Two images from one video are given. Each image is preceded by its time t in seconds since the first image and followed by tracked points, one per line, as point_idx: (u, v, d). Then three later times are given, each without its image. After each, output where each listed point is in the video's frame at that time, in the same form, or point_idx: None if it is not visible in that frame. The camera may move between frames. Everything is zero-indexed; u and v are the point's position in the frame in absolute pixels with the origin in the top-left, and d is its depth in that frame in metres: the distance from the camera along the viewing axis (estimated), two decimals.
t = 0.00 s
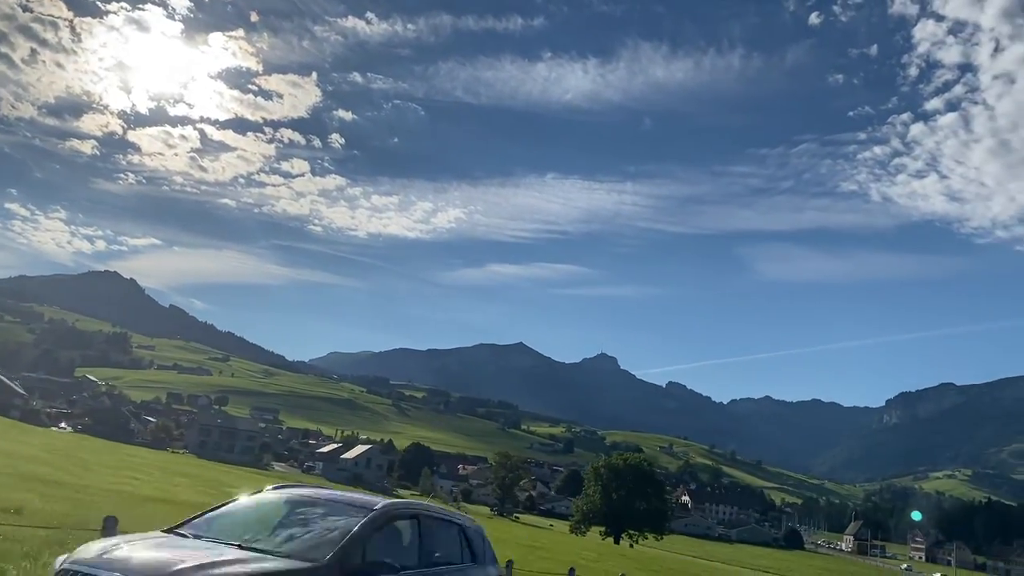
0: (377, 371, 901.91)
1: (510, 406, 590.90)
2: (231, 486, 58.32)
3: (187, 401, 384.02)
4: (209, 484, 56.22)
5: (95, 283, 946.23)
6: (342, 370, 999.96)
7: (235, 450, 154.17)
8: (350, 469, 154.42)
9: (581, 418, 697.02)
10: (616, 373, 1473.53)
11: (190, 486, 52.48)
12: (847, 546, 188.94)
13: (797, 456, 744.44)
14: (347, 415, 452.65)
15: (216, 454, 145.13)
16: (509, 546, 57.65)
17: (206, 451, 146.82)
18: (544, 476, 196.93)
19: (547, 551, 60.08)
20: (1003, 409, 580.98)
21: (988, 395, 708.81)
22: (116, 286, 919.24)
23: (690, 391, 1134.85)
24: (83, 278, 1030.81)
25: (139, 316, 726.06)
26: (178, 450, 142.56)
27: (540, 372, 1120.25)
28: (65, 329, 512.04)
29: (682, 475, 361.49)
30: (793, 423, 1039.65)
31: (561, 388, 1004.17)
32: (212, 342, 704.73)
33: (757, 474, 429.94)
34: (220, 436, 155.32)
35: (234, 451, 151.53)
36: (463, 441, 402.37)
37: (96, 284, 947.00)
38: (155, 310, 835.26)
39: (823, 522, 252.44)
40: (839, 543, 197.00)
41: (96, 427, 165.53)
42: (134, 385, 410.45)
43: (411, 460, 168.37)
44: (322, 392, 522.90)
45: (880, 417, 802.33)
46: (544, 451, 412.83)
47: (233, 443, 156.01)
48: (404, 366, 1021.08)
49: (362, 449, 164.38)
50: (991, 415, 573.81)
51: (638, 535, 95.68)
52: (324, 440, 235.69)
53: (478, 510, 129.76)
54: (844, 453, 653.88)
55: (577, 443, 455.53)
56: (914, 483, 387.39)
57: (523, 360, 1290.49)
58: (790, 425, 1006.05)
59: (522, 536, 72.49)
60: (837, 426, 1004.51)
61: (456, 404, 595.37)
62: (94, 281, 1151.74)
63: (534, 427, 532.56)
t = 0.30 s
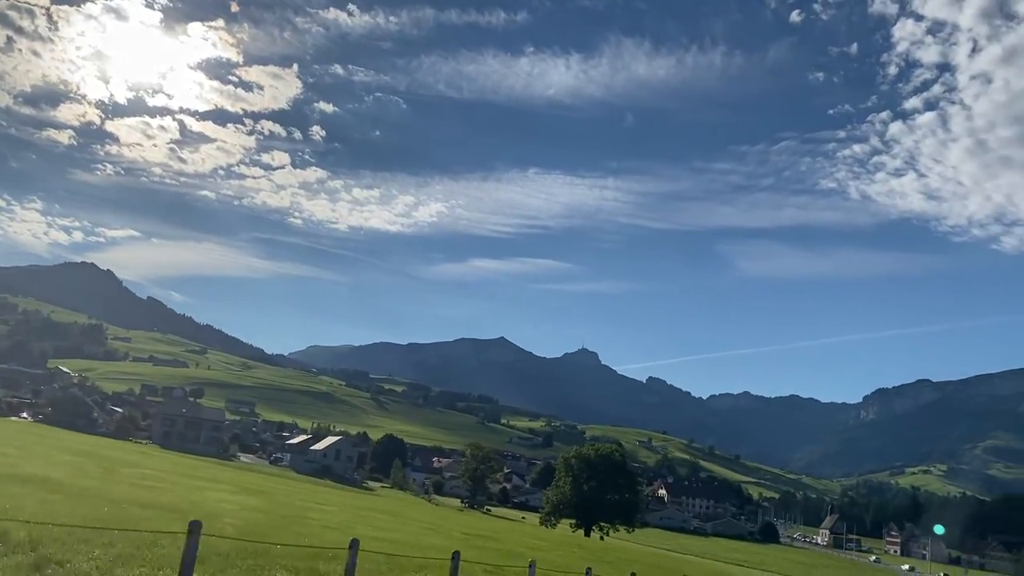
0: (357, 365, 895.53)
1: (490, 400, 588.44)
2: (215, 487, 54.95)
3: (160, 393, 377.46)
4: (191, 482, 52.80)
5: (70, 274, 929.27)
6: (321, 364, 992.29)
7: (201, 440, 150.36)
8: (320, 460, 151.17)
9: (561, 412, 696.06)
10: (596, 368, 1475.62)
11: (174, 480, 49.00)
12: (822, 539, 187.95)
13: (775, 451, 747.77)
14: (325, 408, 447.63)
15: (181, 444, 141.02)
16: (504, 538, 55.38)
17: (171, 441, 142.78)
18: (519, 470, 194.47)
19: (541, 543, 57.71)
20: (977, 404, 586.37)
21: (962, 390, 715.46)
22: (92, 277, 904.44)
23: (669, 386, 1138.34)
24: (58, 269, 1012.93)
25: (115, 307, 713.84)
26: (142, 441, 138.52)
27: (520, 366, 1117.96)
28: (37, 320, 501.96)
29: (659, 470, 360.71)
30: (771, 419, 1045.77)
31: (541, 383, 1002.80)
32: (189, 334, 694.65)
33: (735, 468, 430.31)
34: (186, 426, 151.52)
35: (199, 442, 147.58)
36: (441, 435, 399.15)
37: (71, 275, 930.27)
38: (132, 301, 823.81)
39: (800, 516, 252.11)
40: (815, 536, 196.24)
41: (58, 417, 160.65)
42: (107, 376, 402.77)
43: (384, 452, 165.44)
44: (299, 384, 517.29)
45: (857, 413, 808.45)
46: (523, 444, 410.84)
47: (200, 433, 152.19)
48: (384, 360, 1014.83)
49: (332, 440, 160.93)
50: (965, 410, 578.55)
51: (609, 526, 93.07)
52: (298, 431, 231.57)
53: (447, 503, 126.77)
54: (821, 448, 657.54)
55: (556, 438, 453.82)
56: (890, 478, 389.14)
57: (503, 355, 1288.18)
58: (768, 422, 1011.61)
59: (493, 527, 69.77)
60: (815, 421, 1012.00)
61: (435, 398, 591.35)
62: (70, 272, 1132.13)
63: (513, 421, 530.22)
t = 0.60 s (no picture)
0: (334, 358, 888.47)
1: (467, 393, 585.27)
2: (142, 466, 50.60)
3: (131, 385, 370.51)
4: (115, 461, 48.68)
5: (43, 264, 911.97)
6: (299, 356, 983.07)
7: (162, 430, 146.14)
8: (285, 452, 147.25)
9: (539, 406, 694.05)
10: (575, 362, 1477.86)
11: (92, 460, 44.88)
12: (796, 532, 186.96)
13: (751, 446, 751.16)
14: (299, 401, 442.42)
15: (139, 433, 136.79)
16: (448, 530, 52.37)
17: (129, 431, 138.46)
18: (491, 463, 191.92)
19: (489, 536, 54.90)
20: (950, 400, 591.40)
21: (936, 386, 721.62)
22: (65, 267, 888.37)
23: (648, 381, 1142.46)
24: (30, 260, 993.22)
25: (88, 299, 701.09)
26: (98, 430, 134.20)
27: (499, 361, 1115.00)
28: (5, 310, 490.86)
29: (635, 463, 359.81)
30: (748, 414, 1051.92)
31: (520, 377, 1000.76)
32: (163, 325, 684.07)
33: (710, 462, 430.75)
34: (146, 415, 147.41)
35: (159, 432, 143.30)
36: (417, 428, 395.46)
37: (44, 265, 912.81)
38: (106, 292, 809.31)
39: (773, 509, 251.75)
40: (789, 530, 195.10)
41: (14, 405, 155.50)
42: (76, 366, 394.79)
43: (354, 444, 161.84)
44: (274, 376, 511.18)
45: (831, 408, 814.84)
46: (499, 438, 408.53)
47: (161, 423, 147.95)
48: (362, 354, 1007.73)
49: (298, 431, 156.98)
50: (939, 406, 583.03)
51: (578, 518, 90.22)
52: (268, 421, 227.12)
53: (412, 496, 123.53)
54: (796, 444, 661.26)
55: (532, 431, 451.68)
56: (864, 473, 391.03)
57: (482, 349, 1284.82)
58: (744, 417, 1017.25)
59: (441, 517, 66.58)
60: (790, 417, 1019.39)
61: (413, 391, 587.09)
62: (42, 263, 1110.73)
63: (491, 414, 527.67)
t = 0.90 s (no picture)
0: (310, 350, 880.58)
1: (444, 385, 582.36)
2: (34, 445, 45.19)
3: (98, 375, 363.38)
4: None
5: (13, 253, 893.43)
6: (274, 348, 972.51)
7: (121, 419, 142.09)
8: (247, 441, 143.85)
9: (516, 399, 692.73)
10: (552, 355, 1478.99)
11: None
12: (767, 524, 186.25)
13: (725, 440, 755.38)
14: (272, 393, 436.76)
15: (96, 422, 132.77)
16: (384, 517, 49.16)
17: (88, 420, 134.28)
18: (463, 455, 189.36)
19: (427, 522, 51.95)
20: (922, 395, 597.01)
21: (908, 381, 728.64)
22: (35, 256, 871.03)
23: (624, 375, 1145.75)
24: None
25: (58, 288, 687.44)
26: (53, 418, 130.05)
27: (476, 354, 1112.30)
28: None
29: (609, 456, 359.19)
30: (722, 407, 1058.60)
31: (497, 370, 998.29)
32: (135, 315, 672.95)
33: (684, 455, 431.41)
34: (105, 404, 143.39)
35: (118, 420, 139.24)
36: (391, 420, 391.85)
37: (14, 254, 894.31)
38: (77, 282, 794.84)
39: (745, 502, 251.61)
40: (760, 522, 194.52)
41: None
42: (43, 355, 386.35)
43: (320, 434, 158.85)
44: (247, 368, 504.42)
45: (805, 402, 821.41)
46: (473, 430, 405.80)
47: (120, 411, 143.90)
48: (338, 347, 999.61)
49: (262, 420, 153.58)
50: (911, 401, 588.45)
51: (544, 508, 87.91)
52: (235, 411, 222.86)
53: (376, 487, 120.77)
54: (770, 437, 665.75)
55: (508, 424, 449.67)
56: (835, 466, 393.57)
57: (459, 343, 1280.69)
58: (719, 411, 1023.50)
59: (379, 503, 62.96)
60: (764, 411, 1027.41)
61: (388, 384, 582.73)
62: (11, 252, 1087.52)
63: (467, 407, 524.82)
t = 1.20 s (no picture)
0: (284, 342, 872.10)
1: (419, 377, 578.53)
2: None
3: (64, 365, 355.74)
4: None
5: None
6: (249, 341, 960.48)
7: (75, 408, 137.28)
8: (207, 431, 139.58)
9: (492, 392, 689.13)
10: (529, 349, 1479.34)
11: None
12: (738, 516, 184.88)
13: (699, 434, 759.07)
14: (243, 384, 430.64)
15: (48, 411, 127.92)
16: (329, 503, 46.62)
17: (41, 408, 129.31)
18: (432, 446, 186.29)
19: (376, 510, 49.45)
20: (892, 389, 603.13)
21: (880, 377, 734.61)
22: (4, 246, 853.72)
23: (600, 370, 1148.64)
24: None
25: (26, 276, 673.57)
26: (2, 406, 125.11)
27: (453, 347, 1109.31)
28: None
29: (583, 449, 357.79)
30: (697, 401, 1064.91)
31: (473, 363, 995.77)
32: (105, 306, 661.17)
33: (658, 448, 431.52)
34: (59, 392, 138.51)
35: (72, 409, 134.35)
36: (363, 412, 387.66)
37: None
38: (47, 272, 779.81)
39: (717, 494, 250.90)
40: (731, 514, 193.36)
41: None
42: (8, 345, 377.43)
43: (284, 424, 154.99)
44: (219, 359, 497.14)
45: (778, 396, 827.52)
46: (447, 423, 402.68)
47: (74, 400, 139.10)
48: (312, 340, 991.15)
49: (224, 410, 149.20)
50: (883, 394, 592.83)
51: (507, 499, 85.06)
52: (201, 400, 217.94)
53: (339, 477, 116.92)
54: (743, 431, 669.52)
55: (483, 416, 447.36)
56: (808, 459, 395.51)
57: (435, 336, 1275.75)
58: (694, 405, 1029.53)
59: (323, 490, 59.60)
60: (738, 405, 1034.47)
61: (363, 376, 577.91)
62: None
63: (442, 400, 521.61)
